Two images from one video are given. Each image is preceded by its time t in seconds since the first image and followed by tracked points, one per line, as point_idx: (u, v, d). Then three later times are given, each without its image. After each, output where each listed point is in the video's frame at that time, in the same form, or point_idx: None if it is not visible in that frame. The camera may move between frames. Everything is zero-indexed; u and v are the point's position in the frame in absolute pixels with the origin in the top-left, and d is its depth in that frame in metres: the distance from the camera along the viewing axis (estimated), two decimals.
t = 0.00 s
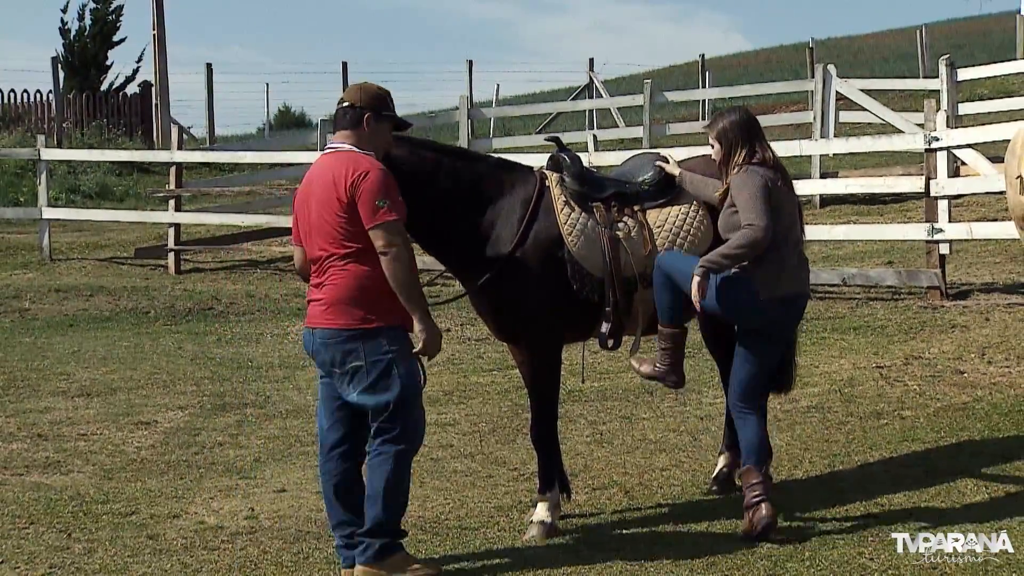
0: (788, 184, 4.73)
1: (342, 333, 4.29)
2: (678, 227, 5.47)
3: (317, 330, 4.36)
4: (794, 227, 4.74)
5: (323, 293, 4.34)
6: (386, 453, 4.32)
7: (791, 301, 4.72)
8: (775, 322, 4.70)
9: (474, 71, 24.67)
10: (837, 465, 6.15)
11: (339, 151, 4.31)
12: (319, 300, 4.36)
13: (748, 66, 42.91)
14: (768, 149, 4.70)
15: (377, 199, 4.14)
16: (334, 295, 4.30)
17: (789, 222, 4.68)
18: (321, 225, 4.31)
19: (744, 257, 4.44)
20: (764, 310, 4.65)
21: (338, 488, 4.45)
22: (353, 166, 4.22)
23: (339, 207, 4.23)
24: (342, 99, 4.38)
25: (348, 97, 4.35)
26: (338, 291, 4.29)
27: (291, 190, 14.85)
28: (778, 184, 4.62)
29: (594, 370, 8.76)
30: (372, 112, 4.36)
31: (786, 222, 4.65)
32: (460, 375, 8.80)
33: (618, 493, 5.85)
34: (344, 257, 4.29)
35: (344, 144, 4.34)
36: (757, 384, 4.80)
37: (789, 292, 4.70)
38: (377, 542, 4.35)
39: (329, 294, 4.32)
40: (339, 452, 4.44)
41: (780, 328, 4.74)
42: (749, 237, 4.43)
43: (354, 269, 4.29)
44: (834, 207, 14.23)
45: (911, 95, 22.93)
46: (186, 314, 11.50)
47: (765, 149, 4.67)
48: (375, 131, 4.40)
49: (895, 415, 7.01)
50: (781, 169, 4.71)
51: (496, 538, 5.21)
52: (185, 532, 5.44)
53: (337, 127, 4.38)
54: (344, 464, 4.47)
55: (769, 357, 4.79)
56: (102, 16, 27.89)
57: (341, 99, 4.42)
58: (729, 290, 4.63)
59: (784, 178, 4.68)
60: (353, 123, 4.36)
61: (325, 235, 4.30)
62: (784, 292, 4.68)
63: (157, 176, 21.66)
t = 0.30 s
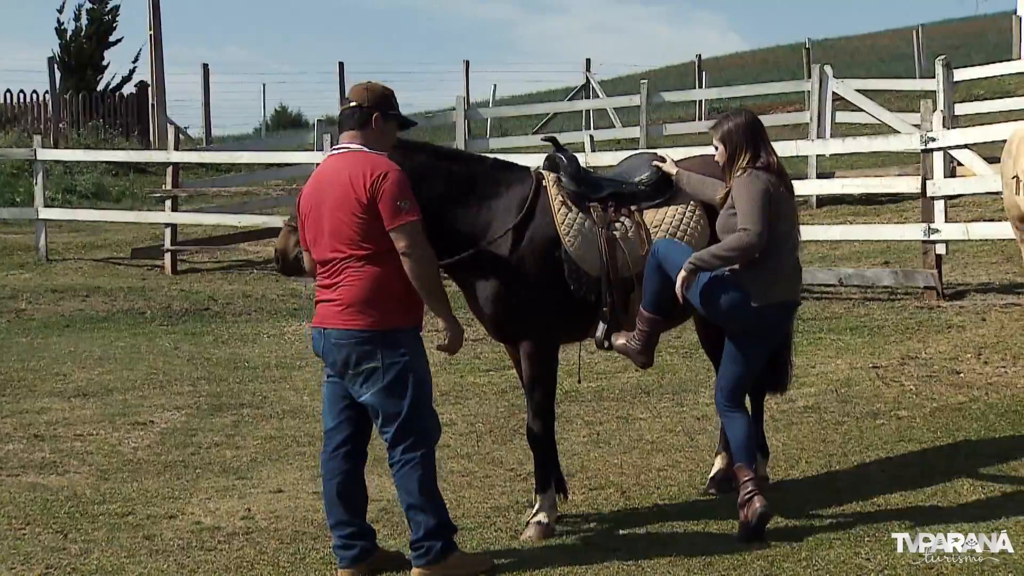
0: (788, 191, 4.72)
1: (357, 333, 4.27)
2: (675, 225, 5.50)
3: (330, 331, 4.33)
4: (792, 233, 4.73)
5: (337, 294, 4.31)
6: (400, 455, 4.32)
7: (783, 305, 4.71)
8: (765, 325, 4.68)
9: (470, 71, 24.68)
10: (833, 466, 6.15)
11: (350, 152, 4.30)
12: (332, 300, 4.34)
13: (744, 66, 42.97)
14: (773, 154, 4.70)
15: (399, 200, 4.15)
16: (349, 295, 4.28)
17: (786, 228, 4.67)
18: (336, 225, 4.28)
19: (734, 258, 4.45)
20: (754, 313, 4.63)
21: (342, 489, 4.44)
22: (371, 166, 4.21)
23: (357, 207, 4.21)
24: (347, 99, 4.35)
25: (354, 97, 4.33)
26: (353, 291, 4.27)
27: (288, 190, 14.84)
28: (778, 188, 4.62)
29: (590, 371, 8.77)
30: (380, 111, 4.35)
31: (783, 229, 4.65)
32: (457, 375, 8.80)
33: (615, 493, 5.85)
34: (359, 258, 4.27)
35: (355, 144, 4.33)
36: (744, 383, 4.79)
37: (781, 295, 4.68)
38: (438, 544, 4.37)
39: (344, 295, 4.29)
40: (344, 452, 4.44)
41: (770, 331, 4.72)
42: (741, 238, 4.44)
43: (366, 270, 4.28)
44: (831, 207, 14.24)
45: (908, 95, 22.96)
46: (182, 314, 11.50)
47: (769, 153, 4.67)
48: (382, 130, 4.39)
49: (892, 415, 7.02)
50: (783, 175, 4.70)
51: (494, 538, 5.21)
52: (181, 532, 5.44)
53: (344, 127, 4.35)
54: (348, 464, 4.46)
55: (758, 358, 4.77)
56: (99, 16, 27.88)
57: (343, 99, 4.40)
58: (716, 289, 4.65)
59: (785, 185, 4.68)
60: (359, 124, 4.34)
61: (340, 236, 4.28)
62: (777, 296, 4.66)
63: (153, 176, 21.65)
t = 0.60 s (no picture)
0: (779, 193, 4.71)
1: (368, 332, 4.25)
2: (674, 224, 5.45)
3: (342, 330, 4.31)
4: (781, 236, 4.72)
5: (348, 293, 4.30)
6: (408, 456, 4.32)
7: (770, 306, 4.71)
8: (751, 324, 4.68)
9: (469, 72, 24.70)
10: (830, 466, 6.16)
11: (361, 152, 4.29)
12: (342, 299, 4.33)
13: (742, 66, 42.98)
14: (768, 156, 4.67)
15: (411, 201, 4.15)
16: (362, 294, 4.27)
17: (774, 231, 4.66)
18: (347, 225, 4.27)
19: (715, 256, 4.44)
20: (739, 312, 4.64)
21: (345, 487, 4.44)
22: (382, 167, 4.21)
23: (369, 207, 4.21)
24: (354, 97, 4.33)
25: (361, 95, 4.31)
26: (366, 291, 4.26)
27: (285, 190, 14.84)
28: (769, 190, 4.60)
29: (588, 371, 8.77)
30: (388, 110, 4.32)
31: (771, 229, 4.64)
32: (455, 375, 8.80)
33: (613, 493, 5.85)
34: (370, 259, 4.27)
35: (365, 144, 4.32)
36: (737, 383, 4.79)
37: (766, 298, 4.68)
38: (437, 546, 4.36)
39: (357, 294, 4.28)
40: (348, 451, 4.43)
41: (759, 330, 4.72)
42: (723, 239, 4.44)
43: (377, 271, 4.27)
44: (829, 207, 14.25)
45: (905, 95, 22.98)
46: (180, 315, 11.49)
47: (766, 154, 4.64)
48: (391, 128, 4.36)
49: (889, 415, 7.02)
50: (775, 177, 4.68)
51: (492, 538, 5.21)
52: (179, 532, 5.44)
53: (351, 126, 4.34)
54: (350, 462, 4.46)
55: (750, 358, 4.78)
56: (96, 16, 27.86)
57: (350, 97, 4.38)
58: (700, 288, 4.67)
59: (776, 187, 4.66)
60: (367, 122, 4.32)
61: (352, 235, 4.27)
62: (761, 298, 4.67)
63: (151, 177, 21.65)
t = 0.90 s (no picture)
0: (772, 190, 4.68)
1: (372, 330, 4.24)
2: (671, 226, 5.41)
3: (346, 329, 4.30)
4: (770, 233, 4.70)
5: (352, 293, 4.29)
6: (413, 456, 4.33)
7: (758, 304, 4.70)
8: (732, 320, 4.67)
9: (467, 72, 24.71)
10: (829, 466, 6.16)
11: (370, 153, 4.28)
12: (346, 298, 4.31)
13: (741, 66, 42.98)
14: (763, 153, 4.64)
15: (423, 200, 4.15)
16: (366, 293, 4.25)
17: (759, 227, 4.65)
18: (355, 224, 4.26)
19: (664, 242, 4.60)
20: (722, 307, 4.65)
21: (346, 486, 4.44)
22: (394, 166, 4.20)
23: (378, 207, 4.19)
24: (360, 98, 4.32)
25: (366, 96, 4.29)
26: (372, 290, 4.24)
27: (284, 190, 14.84)
28: (752, 187, 4.59)
29: (587, 371, 8.77)
30: (394, 110, 4.31)
31: (751, 230, 4.63)
32: (453, 375, 8.81)
33: (611, 493, 5.85)
34: (375, 258, 4.25)
35: (374, 144, 4.31)
36: (734, 384, 4.79)
37: (751, 295, 4.67)
38: (437, 546, 4.36)
39: (361, 293, 4.26)
40: (350, 451, 4.43)
41: (748, 328, 4.71)
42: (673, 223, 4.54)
43: (382, 271, 4.25)
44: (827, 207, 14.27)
45: (904, 95, 22.99)
46: (179, 315, 11.49)
47: (757, 150, 4.62)
48: (397, 129, 4.35)
49: (887, 415, 7.02)
50: (768, 174, 4.66)
51: (490, 538, 5.21)
52: (177, 532, 5.43)
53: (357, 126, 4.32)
54: (352, 462, 4.46)
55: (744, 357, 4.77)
56: (94, 16, 27.86)
57: (355, 97, 4.36)
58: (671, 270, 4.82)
59: (766, 185, 4.63)
60: (373, 123, 4.30)
61: (359, 235, 4.25)
62: (745, 295, 4.65)
63: (149, 176, 21.64)
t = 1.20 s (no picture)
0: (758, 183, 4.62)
1: (379, 328, 4.22)
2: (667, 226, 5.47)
3: (353, 327, 4.27)
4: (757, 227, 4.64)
5: (359, 290, 4.28)
6: (418, 454, 4.32)
7: (745, 297, 4.63)
8: (721, 313, 4.62)
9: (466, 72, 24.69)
10: (828, 466, 6.16)
11: (378, 152, 4.29)
12: (353, 296, 4.30)
13: (740, 66, 42.97)
14: (753, 144, 4.60)
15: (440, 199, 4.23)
16: (375, 290, 4.24)
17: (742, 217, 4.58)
18: (366, 221, 4.25)
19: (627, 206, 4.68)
20: (712, 301, 4.59)
21: (351, 486, 4.44)
22: (406, 165, 4.25)
23: (392, 205, 4.23)
24: (367, 96, 4.32)
25: (374, 95, 4.30)
26: (381, 287, 4.24)
27: (283, 190, 14.83)
28: (734, 175, 4.55)
29: (586, 371, 8.77)
30: (402, 109, 4.32)
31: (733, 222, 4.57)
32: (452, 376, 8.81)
33: (610, 493, 5.85)
34: (385, 255, 4.25)
35: (382, 143, 4.32)
36: (729, 383, 4.76)
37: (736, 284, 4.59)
38: (439, 545, 4.35)
39: (370, 291, 4.25)
40: (354, 450, 4.43)
41: (736, 322, 4.66)
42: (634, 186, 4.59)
43: (391, 268, 4.25)
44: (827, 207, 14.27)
45: (903, 95, 23.00)
46: (178, 314, 11.49)
47: (745, 138, 4.58)
48: (404, 129, 4.36)
49: (886, 415, 7.03)
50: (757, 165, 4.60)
51: (489, 538, 5.21)
52: (176, 532, 5.43)
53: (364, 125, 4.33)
54: (356, 462, 4.46)
55: (735, 355, 4.74)
56: (93, 16, 27.86)
57: (362, 95, 4.37)
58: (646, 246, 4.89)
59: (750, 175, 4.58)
60: (380, 122, 4.31)
61: (369, 232, 4.25)
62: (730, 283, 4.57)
63: (148, 176, 21.64)
